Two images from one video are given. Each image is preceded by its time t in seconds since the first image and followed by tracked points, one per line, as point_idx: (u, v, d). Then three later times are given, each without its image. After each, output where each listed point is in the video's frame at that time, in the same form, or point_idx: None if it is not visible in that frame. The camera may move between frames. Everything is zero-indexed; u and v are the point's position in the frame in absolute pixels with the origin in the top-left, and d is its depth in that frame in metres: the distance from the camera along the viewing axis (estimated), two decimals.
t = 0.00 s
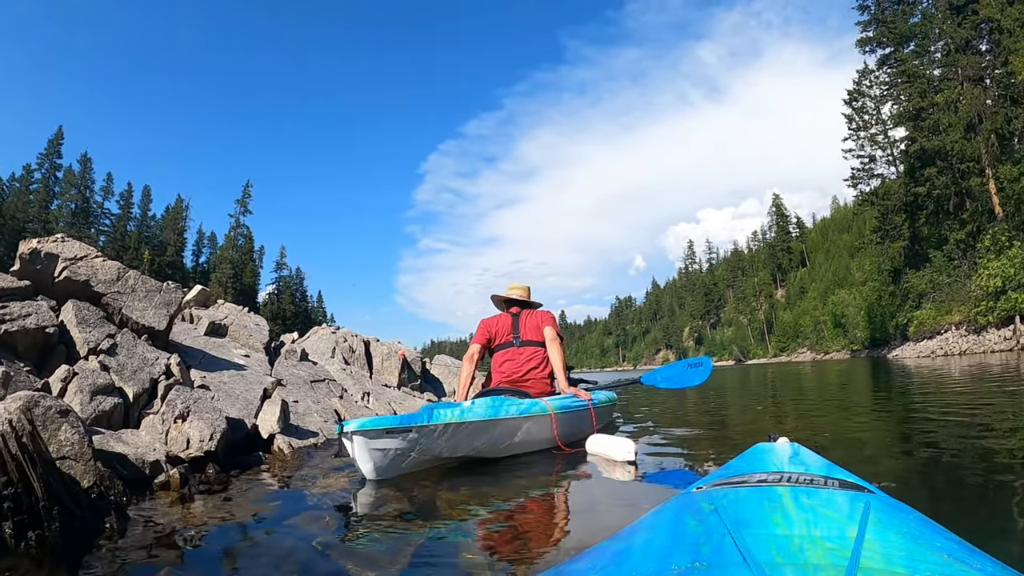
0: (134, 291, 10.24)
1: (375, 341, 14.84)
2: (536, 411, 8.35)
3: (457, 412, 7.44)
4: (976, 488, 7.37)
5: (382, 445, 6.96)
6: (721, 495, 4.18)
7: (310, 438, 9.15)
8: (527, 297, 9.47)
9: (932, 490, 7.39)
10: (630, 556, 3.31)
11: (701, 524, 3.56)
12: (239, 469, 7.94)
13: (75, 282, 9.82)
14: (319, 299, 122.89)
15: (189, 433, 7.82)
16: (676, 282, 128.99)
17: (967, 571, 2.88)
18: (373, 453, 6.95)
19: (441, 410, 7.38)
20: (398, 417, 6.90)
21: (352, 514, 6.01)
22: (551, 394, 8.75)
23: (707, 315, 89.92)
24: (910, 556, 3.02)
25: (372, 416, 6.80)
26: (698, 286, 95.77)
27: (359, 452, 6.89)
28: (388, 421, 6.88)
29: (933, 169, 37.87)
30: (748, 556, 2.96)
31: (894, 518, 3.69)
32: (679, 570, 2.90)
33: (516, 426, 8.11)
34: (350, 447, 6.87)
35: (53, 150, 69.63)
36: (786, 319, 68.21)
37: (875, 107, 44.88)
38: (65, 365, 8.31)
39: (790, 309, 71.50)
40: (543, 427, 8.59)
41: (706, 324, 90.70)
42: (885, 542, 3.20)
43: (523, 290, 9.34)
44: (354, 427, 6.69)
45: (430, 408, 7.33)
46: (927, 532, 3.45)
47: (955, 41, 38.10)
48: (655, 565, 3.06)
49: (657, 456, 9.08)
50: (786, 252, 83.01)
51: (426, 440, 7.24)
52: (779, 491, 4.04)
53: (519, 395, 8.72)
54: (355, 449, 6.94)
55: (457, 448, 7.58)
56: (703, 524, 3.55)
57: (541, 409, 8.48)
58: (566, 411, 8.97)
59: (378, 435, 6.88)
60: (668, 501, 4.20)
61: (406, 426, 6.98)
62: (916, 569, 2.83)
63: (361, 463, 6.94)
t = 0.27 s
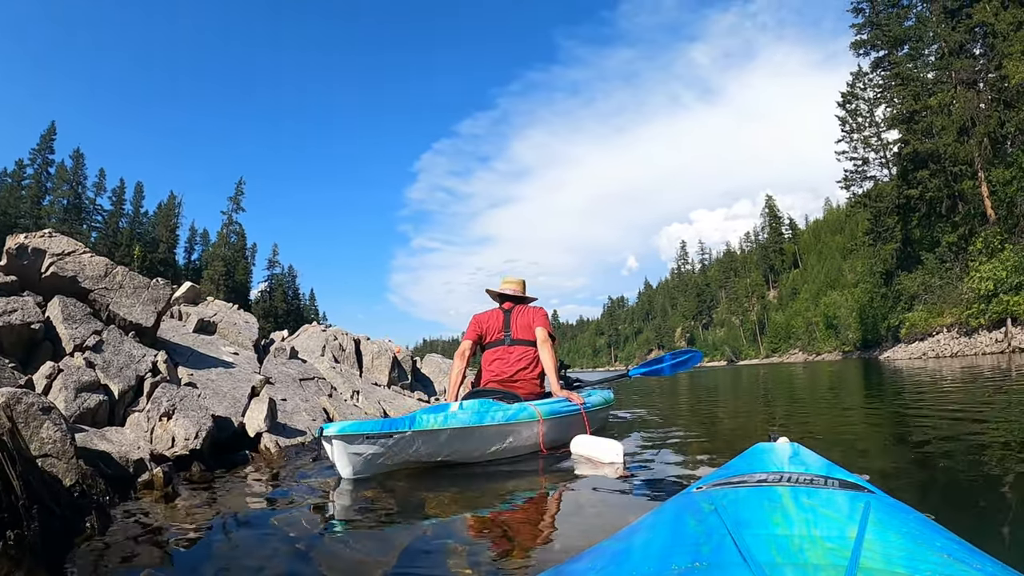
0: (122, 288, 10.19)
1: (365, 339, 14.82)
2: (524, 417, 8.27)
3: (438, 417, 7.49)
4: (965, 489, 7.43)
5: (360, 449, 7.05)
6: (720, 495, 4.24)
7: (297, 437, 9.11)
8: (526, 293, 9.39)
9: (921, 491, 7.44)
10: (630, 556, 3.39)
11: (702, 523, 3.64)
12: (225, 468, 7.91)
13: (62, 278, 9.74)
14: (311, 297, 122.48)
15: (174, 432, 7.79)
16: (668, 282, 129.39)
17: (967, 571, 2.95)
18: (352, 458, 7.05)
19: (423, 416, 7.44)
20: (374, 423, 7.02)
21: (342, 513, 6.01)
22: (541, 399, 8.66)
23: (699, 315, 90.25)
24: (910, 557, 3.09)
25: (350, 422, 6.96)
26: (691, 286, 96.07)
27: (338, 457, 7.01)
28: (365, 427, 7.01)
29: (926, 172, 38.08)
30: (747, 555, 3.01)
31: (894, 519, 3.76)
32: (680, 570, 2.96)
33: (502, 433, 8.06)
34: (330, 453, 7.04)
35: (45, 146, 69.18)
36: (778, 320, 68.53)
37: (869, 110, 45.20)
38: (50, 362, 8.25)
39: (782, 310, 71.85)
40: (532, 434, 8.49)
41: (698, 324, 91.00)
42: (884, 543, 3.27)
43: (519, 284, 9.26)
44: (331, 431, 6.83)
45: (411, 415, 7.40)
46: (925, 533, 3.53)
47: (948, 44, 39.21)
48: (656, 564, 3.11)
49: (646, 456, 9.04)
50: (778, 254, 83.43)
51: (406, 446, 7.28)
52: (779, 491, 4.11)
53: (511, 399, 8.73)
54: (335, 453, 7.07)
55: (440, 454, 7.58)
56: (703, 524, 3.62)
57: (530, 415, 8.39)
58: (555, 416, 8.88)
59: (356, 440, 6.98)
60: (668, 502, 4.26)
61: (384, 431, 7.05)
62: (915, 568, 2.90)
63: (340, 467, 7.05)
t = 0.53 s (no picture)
0: (113, 285, 10.17)
1: (360, 338, 14.83)
2: (516, 417, 8.23)
3: (426, 416, 7.44)
4: (960, 490, 7.44)
5: (346, 446, 6.97)
6: (723, 496, 4.27)
7: (289, 436, 9.09)
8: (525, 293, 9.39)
9: (917, 492, 7.44)
10: (633, 557, 3.46)
11: (705, 524, 3.68)
12: (215, 467, 7.91)
13: (53, 275, 9.72)
14: (307, 296, 122.28)
15: (164, 430, 7.78)
16: (665, 282, 129.62)
17: (971, 571, 3.00)
18: (337, 455, 6.96)
19: (411, 414, 7.39)
20: (360, 419, 6.93)
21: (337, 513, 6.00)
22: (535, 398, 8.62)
23: (695, 316, 90.51)
24: (913, 556, 3.13)
25: (337, 416, 6.86)
26: (687, 287, 96.26)
27: (322, 453, 6.92)
28: (352, 423, 6.91)
29: (922, 173, 38.17)
30: (751, 555, 3.05)
31: (896, 518, 3.79)
32: (684, 572, 3.01)
33: (493, 433, 8.01)
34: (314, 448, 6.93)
35: (41, 143, 68.98)
36: (774, 320, 68.74)
37: (866, 111, 45.38)
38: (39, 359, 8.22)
39: (778, 310, 72.10)
40: (523, 434, 8.41)
41: (694, 324, 91.21)
42: (888, 542, 3.30)
43: (518, 280, 9.19)
44: (317, 426, 6.73)
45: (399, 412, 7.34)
46: (929, 533, 3.56)
47: (945, 46, 39.38)
48: (660, 566, 3.16)
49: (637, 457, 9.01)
50: (774, 254, 83.66)
51: (393, 444, 7.21)
52: (783, 491, 4.13)
53: (505, 398, 8.73)
54: (320, 449, 6.97)
55: (427, 453, 7.51)
56: (707, 525, 3.67)
57: (522, 415, 8.34)
58: (549, 416, 8.82)
59: (343, 437, 6.90)
60: (671, 502, 4.30)
61: (372, 428, 6.99)
62: (918, 568, 2.94)
63: (325, 463, 6.97)
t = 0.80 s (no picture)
0: (105, 284, 10.14)
1: (354, 337, 14.80)
2: (509, 418, 8.21)
3: (418, 416, 7.44)
4: (955, 489, 7.46)
5: (336, 447, 6.97)
6: (727, 495, 4.26)
7: (281, 436, 9.08)
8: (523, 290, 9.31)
9: (911, 492, 7.46)
10: (637, 557, 3.45)
11: (709, 523, 3.68)
12: (205, 467, 7.92)
13: (44, 273, 9.70)
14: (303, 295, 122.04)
15: (154, 431, 7.80)
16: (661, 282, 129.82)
17: (975, 569, 3.01)
18: (326, 455, 6.97)
19: (403, 414, 7.39)
20: (350, 420, 6.93)
21: (332, 515, 5.97)
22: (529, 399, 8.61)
23: (691, 315, 90.66)
24: (918, 555, 3.14)
25: (326, 417, 6.86)
26: (683, 287, 96.39)
27: (312, 453, 6.92)
28: (342, 424, 6.91)
29: (919, 173, 38.22)
30: (755, 555, 3.05)
31: (900, 516, 3.79)
32: (688, 571, 3.01)
33: (486, 434, 8.00)
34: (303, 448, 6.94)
35: (36, 141, 68.70)
36: (770, 320, 68.91)
37: (862, 112, 45.54)
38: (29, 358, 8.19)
39: (773, 310, 72.27)
40: (517, 435, 8.39)
41: (690, 324, 91.30)
42: (892, 541, 3.30)
43: (517, 277, 9.16)
44: (307, 427, 6.74)
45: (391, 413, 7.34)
46: (933, 531, 3.56)
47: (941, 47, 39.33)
48: (664, 566, 3.17)
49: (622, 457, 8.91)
50: (770, 254, 83.85)
51: (384, 445, 7.20)
52: (786, 491, 4.11)
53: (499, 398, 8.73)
54: (309, 450, 6.98)
55: (417, 455, 7.50)
56: (710, 524, 3.66)
57: (516, 416, 8.34)
58: (544, 417, 8.81)
59: (332, 438, 6.90)
60: (675, 502, 4.29)
61: (362, 429, 6.99)
62: (923, 567, 2.95)
63: (314, 463, 6.98)
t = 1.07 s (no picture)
0: (97, 283, 10.10)
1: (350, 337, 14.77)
2: (504, 421, 8.22)
3: (411, 419, 7.41)
4: (955, 490, 7.46)
5: (329, 449, 6.92)
6: (730, 494, 4.26)
7: (274, 437, 9.05)
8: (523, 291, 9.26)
9: (911, 493, 7.45)
10: (637, 557, 3.47)
11: (710, 523, 3.69)
12: (196, 469, 7.89)
13: (36, 273, 9.65)
14: (300, 295, 121.89)
15: (145, 432, 7.78)
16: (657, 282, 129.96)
17: (975, 570, 3.02)
18: (318, 458, 6.91)
19: (397, 417, 7.35)
20: (342, 422, 6.88)
21: (325, 516, 5.97)
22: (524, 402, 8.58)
23: (687, 316, 90.74)
24: (919, 556, 3.16)
25: (319, 419, 6.80)
26: (680, 287, 96.48)
27: (304, 456, 6.86)
28: (335, 426, 6.86)
29: (915, 174, 38.29)
30: (756, 555, 3.07)
31: (901, 517, 3.80)
32: (689, 571, 3.04)
33: (481, 437, 7.98)
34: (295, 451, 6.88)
35: (32, 141, 68.46)
36: (766, 320, 69.04)
37: (859, 112, 45.68)
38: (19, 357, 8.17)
39: (770, 310, 72.40)
40: (511, 438, 8.38)
41: (687, 325, 91.42)
42: (893, 541, 3.31)
43: (517, 275, 9.18)
44: (298, 429, 6.67)
45: (384, 415, 7.30)
46: (933, 531, 3.58)
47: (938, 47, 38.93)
48: (665, 566, 3.20)
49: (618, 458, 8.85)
50: (766, 255, 83.99)
51: (376, 448, 7.18)
52: (788, 491, 4.11)
53: (493, 399, 8.71)
54: (302, 452, 6.91)
55: (409, 457, 7.49)
56: (711, 524, 3.69)
57: (511, 418, 8.33)
58: (539, 419, 8.81)
59: (325, 440, 6.85)
60: (678, 501, 4.30)
61: (355, 432, 6.96)
62: (924, 567, 2.97)
63: (306, 466, 6.91)
